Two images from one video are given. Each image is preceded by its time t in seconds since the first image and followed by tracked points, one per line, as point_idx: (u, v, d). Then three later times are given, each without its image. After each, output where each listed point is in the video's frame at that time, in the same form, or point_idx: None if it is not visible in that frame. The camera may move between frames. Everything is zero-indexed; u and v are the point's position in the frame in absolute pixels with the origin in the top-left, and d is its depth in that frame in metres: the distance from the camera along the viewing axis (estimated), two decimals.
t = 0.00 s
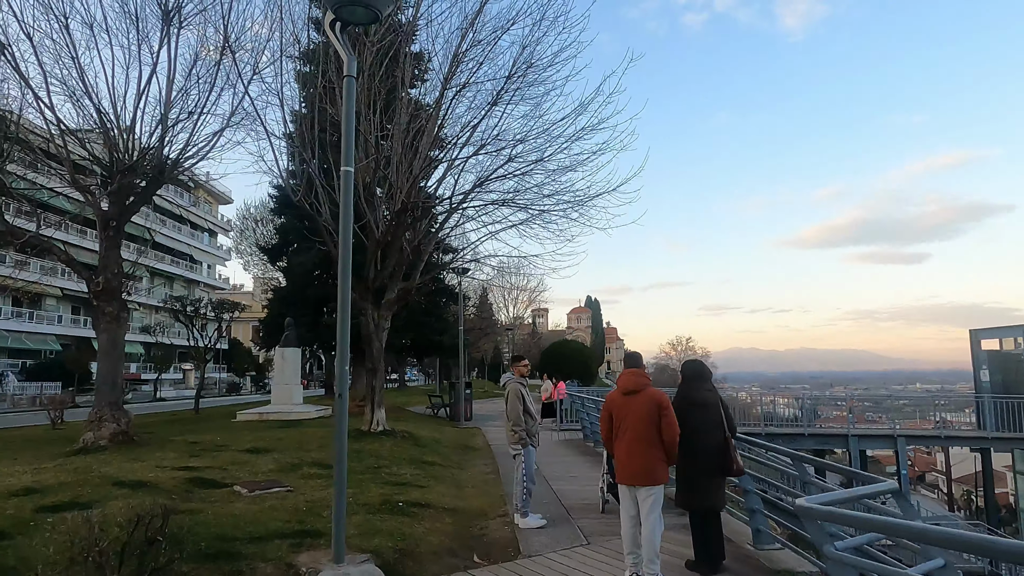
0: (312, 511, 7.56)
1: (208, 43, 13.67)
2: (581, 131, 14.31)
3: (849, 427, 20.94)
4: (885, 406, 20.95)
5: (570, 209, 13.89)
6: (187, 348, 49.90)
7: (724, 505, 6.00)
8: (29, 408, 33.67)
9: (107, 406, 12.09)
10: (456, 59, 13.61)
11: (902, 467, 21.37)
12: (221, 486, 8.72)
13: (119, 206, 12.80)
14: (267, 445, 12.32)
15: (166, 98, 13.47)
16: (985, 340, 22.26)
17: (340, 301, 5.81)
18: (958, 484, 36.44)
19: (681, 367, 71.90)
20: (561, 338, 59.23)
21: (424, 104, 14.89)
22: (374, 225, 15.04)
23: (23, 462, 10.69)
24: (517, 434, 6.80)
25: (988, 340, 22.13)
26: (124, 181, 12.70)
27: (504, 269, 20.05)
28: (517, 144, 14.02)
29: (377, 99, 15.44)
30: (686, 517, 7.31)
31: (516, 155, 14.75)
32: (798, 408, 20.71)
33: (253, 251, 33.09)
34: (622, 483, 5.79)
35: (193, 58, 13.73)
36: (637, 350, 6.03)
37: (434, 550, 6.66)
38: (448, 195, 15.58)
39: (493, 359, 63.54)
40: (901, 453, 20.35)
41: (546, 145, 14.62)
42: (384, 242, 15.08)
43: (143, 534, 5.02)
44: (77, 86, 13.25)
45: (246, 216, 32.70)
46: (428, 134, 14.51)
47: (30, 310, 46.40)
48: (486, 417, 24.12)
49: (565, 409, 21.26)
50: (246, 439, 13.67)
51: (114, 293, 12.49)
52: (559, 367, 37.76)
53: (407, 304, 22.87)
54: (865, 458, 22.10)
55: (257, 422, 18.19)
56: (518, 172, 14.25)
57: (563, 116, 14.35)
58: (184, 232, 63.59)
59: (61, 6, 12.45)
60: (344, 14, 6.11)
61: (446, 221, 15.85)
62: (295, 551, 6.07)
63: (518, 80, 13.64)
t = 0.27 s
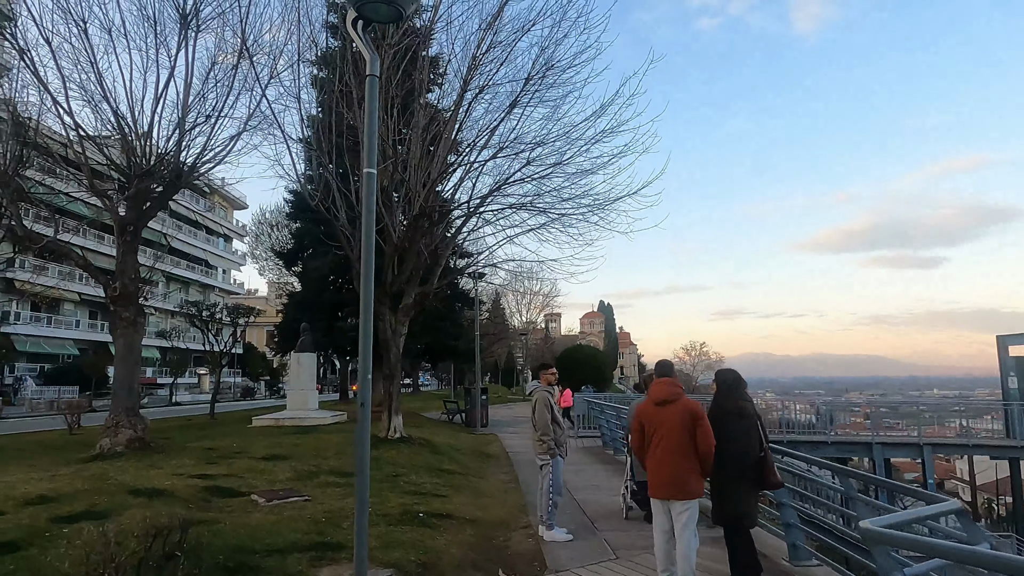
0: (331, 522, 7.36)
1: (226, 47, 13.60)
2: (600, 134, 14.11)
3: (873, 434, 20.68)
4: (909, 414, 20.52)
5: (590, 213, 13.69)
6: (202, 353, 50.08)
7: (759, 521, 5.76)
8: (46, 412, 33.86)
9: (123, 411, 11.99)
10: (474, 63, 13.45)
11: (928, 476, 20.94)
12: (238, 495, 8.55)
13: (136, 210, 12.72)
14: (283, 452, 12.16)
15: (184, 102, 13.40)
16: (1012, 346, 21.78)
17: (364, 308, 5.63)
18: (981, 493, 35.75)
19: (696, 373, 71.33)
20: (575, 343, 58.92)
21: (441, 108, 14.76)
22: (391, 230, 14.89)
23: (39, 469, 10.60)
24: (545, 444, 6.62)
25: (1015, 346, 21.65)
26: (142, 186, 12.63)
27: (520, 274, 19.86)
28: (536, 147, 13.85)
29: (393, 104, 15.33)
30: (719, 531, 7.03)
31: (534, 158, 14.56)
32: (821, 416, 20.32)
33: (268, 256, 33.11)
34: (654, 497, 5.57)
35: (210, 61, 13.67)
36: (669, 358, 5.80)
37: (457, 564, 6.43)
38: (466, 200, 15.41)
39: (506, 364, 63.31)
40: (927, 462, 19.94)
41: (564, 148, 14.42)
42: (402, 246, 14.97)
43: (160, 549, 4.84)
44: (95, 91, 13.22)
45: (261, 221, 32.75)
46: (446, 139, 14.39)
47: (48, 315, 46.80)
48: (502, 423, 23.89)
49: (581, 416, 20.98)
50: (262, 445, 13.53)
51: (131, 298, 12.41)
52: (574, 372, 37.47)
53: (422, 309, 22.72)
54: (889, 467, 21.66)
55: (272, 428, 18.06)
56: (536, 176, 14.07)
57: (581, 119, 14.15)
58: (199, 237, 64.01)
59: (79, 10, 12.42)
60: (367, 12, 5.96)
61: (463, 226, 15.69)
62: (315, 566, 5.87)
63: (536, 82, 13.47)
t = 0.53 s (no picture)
0: (349, 527, 7.15)
1: (241, 44, 13.47)
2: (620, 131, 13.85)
3: (897, 438, 20.26)
4: (935, 418, 20.09)
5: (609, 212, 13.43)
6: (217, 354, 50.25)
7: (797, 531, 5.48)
8: (63, 413, 34.02)
9: (138, 413, 11.85)
10: (491, 60, 13.20)
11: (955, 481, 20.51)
12: (253, 499, 8.36)
13: (152, 210, 12.61)
14: (299, 455, 11.98)
15: (199, 100, 13.28)
16: None
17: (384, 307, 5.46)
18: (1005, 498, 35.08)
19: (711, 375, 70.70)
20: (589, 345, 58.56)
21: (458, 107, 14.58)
22: (407, 230, 14.70)
23: (54, 471, 10.48)
24: (572, 448, 6.46)
25: None
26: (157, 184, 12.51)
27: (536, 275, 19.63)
28: (554, 145, 13.61)
29: (409, 103, 15.15)
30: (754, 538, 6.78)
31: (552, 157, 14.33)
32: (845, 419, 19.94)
33: (282, 257, 33.08)
34: (687, 504, 5.30)
35: (226, 59, 13.55)
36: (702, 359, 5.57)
37: (479, 573, 6.19)
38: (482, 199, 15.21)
39: (519, 366, 62.96)
40: (956, 468, 19.54)
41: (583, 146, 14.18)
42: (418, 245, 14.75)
43: (173, 558, 4.65)
44: (111, 91, 13.13)
45: (276, 222, 32.75)
46: (462, 138, 14.17)
47: (65, 317, 47.15)
48: (517, 426, 23.64)
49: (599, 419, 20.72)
50: (277, 447, 13.37)
51: (146, 298, 12.31)
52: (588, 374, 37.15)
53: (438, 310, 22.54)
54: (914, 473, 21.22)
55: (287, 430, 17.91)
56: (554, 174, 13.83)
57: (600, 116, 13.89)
58: (214, 239, 64.35)
59: (95, 8, 12.34)
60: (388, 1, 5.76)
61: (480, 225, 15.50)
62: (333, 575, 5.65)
63: (555, 79, 13.21)
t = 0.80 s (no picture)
0: (361, 535, 6.90)
1: (250, 40, 13.28)
2: (635, 128, 13.54)
3: (918, 441, 19.74)
4: (957, 421, 19.65)
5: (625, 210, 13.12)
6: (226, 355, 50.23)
7: (835, 542, 5.27)
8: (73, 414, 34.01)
9: (145, 416, 11.65)
10: (503, 56, 12.92)
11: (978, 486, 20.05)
12: (261, 505, 8.14)
13: (159, 208, 12.42)
14: (309, 458, 11.76)
15: (207, 97, 13.10)
16: None
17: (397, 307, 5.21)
18: None
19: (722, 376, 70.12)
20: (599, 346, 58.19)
21: (469, 106, 14.32)
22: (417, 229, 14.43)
23: (60, 474, 10.29)
24: (592, 453, 6.20)
25: None
26: (164, 182, 12.31)
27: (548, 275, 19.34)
28: (567, 143, 13.32)
29: (419, 101, 14.91)
30: (785, 547, 6.50)
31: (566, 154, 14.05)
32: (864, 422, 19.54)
33: (292, 258, 32.95)
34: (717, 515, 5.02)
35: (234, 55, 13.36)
36: (733, 361, 5.28)
37: None
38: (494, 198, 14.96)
39: (528, 367, 62.70)
40: (978, 472, 19.09)
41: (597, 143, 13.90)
42: (430, 244, 14.48)
43: (176, 571, 4.41)
44: (119, 89, 12.96)
45: (284, 222, 32.62)
46: (474, 137, 13.91)
47: (76, 318, 47.24)
48: (529, 428, 23.37)
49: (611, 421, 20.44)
50: (286, 450, 13.15)
51: (154, 298, 12.12)
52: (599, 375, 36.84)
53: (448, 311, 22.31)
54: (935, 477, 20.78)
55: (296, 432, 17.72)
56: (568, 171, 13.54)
57: (615, 113, 13.59)
58: (223, 240, 64.45)
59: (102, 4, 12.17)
60: None
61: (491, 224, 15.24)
62: None
63: (569, 74, 12.93)
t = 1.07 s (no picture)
0: (364, 536, 6.70)
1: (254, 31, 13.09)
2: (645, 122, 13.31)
3: (929, 443, 19.72)
4: (969, 423, 19.38)
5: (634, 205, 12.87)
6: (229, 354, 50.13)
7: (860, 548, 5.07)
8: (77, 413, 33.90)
9: (146, 413, 11.46)
10: (510, 48, 12.69)
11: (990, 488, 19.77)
12: (263, 505, 7.94)
13: (162, 203, 12.24)
14: (312, 457, 11.56)
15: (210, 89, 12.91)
16: None
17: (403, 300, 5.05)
18: None
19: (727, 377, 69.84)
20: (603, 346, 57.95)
21: (475, 101, 14.11)
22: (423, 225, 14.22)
23: (59, 473, 10.11)
24: (605, 453, 5.99)
25: None
26: (166, 175, 12.13)
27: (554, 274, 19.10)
28: (576, 137, 13.08)
29: (424, 97, 14.71)
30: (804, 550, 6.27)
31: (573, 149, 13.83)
32: (875, 423, 19.30)
33: (295, 256, 32.82)
34: (737, 518, 4.82)
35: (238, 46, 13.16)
36: (754, 357, 5.06)
37: None
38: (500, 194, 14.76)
39: (532, 368, 62.44)
40: (990, 474, 18.84)
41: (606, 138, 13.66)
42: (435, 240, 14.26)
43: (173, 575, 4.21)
44: (120, 81, 12.79)
45: (288, 220, 32.49)
46: (480, 132, 13.69)
47: (80, 316, 47.19)
48: (534, 428, 23.16)
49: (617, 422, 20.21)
50: (289, 449, 12.96)
51: (155, 294, 11.96)
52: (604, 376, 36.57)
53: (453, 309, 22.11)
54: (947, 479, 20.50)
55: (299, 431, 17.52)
56: (576, 166, 13.30)
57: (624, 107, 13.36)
58: (227, 239, 64.44)
59: None
60: None
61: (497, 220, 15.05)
62: None
63: (577, 67, 12.71)
